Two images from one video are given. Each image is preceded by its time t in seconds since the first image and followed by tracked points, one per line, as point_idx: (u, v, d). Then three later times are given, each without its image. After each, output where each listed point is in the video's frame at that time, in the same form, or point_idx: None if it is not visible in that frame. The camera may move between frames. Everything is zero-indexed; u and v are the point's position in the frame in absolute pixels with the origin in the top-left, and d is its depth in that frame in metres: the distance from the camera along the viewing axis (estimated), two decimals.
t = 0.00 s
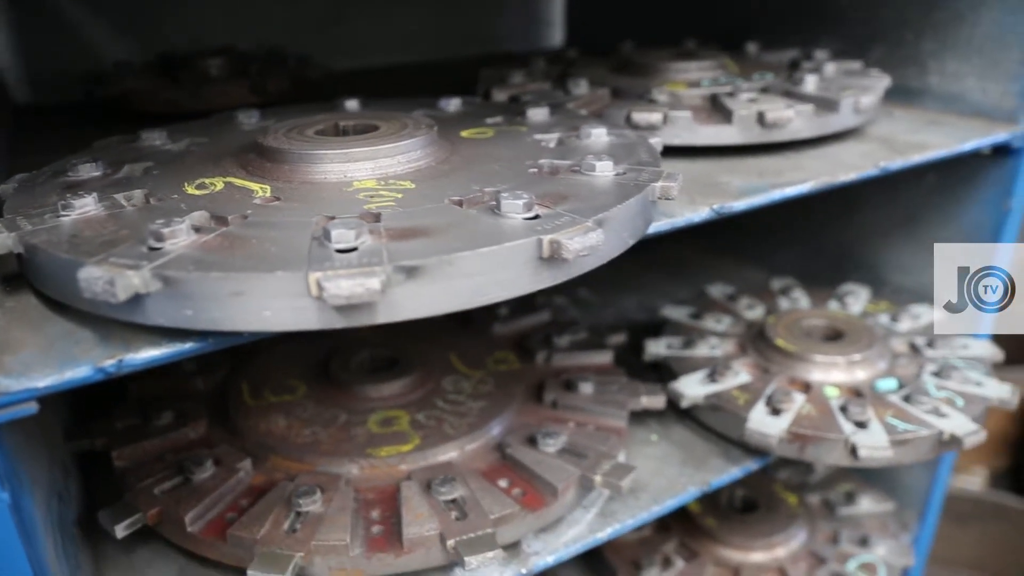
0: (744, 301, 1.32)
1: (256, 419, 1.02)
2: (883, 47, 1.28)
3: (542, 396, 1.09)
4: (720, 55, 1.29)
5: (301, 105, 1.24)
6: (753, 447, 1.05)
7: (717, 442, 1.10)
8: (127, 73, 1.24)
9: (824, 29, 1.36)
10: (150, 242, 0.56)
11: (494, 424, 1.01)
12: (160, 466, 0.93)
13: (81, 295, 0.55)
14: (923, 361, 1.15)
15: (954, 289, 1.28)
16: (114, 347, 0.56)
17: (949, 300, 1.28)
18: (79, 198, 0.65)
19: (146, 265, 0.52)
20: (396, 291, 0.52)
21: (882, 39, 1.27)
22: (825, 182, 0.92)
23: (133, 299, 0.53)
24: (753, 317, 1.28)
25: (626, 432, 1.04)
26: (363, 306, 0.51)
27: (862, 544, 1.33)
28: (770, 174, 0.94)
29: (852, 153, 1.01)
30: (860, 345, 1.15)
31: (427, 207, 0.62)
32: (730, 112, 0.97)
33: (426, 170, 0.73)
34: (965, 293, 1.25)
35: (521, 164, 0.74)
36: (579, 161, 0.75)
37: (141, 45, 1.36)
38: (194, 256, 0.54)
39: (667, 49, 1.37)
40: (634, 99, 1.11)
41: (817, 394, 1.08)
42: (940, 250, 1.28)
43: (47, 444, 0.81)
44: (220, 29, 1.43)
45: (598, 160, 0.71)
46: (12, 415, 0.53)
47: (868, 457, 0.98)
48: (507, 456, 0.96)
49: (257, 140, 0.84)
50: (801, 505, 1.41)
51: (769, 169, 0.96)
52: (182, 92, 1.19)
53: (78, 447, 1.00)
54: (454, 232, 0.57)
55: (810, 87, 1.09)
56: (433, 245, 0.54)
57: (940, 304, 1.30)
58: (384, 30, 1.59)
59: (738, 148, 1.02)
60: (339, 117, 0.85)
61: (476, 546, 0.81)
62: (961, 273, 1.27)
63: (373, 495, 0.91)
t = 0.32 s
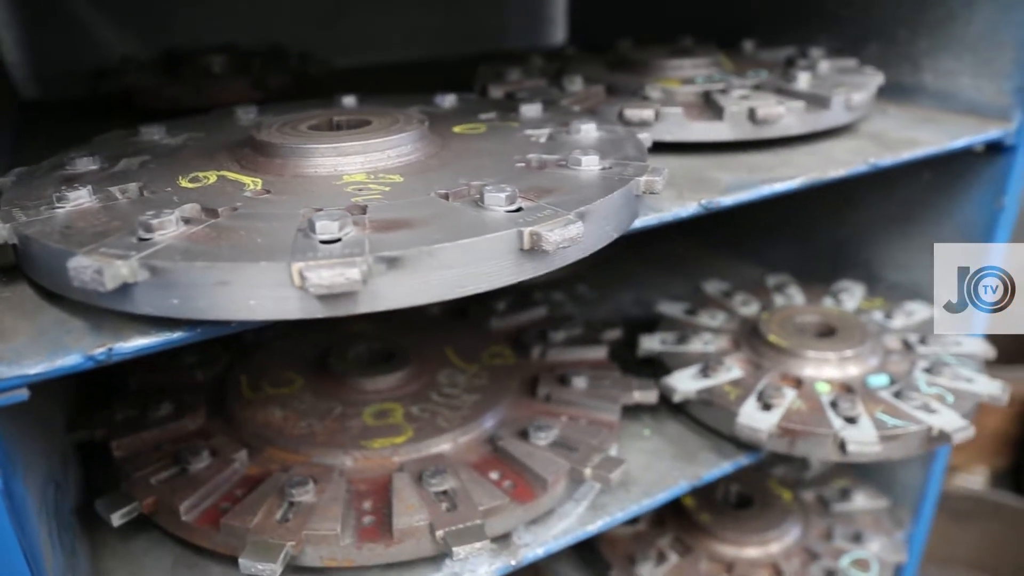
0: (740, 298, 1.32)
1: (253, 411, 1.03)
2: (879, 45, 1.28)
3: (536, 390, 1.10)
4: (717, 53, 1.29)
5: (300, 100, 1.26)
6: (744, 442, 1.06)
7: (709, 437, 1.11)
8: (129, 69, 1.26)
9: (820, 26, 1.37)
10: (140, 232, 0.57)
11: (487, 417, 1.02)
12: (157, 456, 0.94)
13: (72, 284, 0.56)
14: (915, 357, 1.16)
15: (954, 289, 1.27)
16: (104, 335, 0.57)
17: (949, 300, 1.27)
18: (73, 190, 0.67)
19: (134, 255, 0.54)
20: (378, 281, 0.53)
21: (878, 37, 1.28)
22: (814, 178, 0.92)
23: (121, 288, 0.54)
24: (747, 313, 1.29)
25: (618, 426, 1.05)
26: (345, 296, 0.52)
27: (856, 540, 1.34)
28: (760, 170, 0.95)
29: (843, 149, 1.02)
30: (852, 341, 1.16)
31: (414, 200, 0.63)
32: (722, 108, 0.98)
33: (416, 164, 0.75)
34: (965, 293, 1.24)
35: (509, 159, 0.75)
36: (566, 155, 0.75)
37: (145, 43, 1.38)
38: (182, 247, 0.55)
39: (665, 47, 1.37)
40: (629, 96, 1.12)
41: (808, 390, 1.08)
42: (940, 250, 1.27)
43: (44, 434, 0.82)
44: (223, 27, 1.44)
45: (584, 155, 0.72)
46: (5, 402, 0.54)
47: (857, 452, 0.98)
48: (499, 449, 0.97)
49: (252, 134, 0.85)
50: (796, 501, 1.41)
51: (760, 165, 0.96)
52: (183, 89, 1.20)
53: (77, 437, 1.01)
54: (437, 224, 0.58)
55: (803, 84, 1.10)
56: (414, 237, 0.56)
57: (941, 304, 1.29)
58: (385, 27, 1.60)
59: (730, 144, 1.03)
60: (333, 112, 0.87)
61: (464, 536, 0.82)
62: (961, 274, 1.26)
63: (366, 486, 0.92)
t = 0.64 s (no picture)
0: (737, 295, 1.32)
1: (250, 404, 1.04)
2: (878, 43, 1.28)
3: (531, 385, 1.11)
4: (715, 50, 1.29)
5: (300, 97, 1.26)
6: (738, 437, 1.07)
7: (704, 433, 1.11)
8: (133, 65, 1.27)
9: (820, 25, 1.37)
10: (133, 225, 0.58)
11: (482, 411, 1.02)
12: (156, 447, 0.95)
13: (66, 275, 0.57)
14: (909, 355, 1.16)
15: (954, 290, 1.26)
16: (97, 326, 0.58)
17: (949, 300, 1.26)
18: (69, 183, 0.68)
19: (127, 246, 0.55)
20: (364, 274, 0.54)
21: (876, 35, 1.28)
22: (807, 174, 0.93)
23: (113, 279, 0.55)
24: (744, 310, 1.29)
25: (612, 421, 1.06)
26: (333, 288, 0.53)
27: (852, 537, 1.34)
28: (754, 166, 0.95)
29: (837, 147, 1.02)
30: (848, 338, 1.16)
31: (404, 194, 0.64)
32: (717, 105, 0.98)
33: (409, 159, 0.75)
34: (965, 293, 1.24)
35: (502, 154, 0.76)
36: (558, 150, 0.76)
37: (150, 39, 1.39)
38: (174, 239, 0.56)
39: (665, 44, 1.38)
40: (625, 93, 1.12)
41: (802, 386, 1.09)
42: (939, 250, 1.27)
43: (42, 425, 0.84)
44: (226, 24, 1.45)
45: (574, 151, 0.73)
46: None
47: (849, 448, 0.99)
48: (493, 442, 0.98)
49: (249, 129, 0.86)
50: (792, 498, 1.41)
51: (753, 162, 0.97)
52: (184, 84, 1.21)
53: (77, 428, 1.03)
54: (424, 218, 0.59)
55: (799, 82, 1.10)
56: (401, 231, 0.56)
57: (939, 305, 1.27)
58: (387, 25, 1.60)
59: (725, 142, 1.03)
60: (329, 108, 0.87)
61: (456, 529, 0.83)
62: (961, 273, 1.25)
63: (361, 479, 0.93)
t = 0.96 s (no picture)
0: (734, 292, 1.33)
1: (248, 397, 1.05)
2: (877, 42, 1.28)
3: (528, 380, 1.11)
4: (714, 47, 1.30)
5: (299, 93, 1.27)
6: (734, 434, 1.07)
7: (700, 430, 1.12)
8: (134, 60, 1.27)
9: (819, 23, 1.37)
10: (130, 218, 0.59)
11: (479, 405, 1.03)
12: (154, 439, 0.96)
13: (63, 266, 0.58)
14: (906, 353, 1.16)
15: (953, 289, 1.25)
16: (94, 317, 0.59)
17: (949, 300, 1.26)
18: (68, 177, 0.68)
19: (123, 239, 0.55)
20: (357, 267, 0.54)
21: (875, 33, 1.28)
22: (803, 172, 0.93)
23: (110, 271, 0.56)
24: (741, 307, 1.29)
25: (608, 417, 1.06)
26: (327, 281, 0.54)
27: (849, 535, 1.34)
28: (750, 163, 0.95)
29: (834, 145, 1.02)
30: (845, 335, 1.16)
31: (399, 189, 0.65)
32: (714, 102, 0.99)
33: (404, 155, 0.76)
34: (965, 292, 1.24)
35: (497, 150, 0.77)
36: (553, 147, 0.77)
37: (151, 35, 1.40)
38: (170, 232, 0.57)
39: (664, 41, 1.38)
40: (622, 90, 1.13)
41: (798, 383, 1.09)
42: (939, 250, 1.27)
43: (41, 416, 0.84)
44: (227, 20, 1.46)
45: (569, 147, 0.73)
46: None
47: (844, 445, 0.99)
48: (489, 437, 0.98)
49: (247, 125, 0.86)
50: (789, 495, 1.42)
51: (749, 159, 0.97)
52: (184, 80, 1.21)
53: (76, 420, 1.03)
54: (417, 213, 0.59)
55: (796, 80, 1.10)
56: (394, 225, 0.57)
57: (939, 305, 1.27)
58: (387, 22, 1.61)
59: (722, 139, 1.03)
60: (327, 104, 0.88)
61: (451, 521, 0.83)
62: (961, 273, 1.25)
63: (357, 472, 0.93)
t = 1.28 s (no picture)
0: (733, 289, 1.33)
1: (247, 391, 1.05)
2: (876, 40, 1.28)
3: (526, 376, 1.12)
4: (712, 46, 1.30)
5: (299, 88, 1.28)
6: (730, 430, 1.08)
7: (696, 426, 1.12)
8: (135, 56, 1.28)
9: (818, 22, 1.37)
10: (129, 210, 0.59)
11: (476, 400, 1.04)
12: (153, 432, 0.97)
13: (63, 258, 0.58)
14: (904, 351, 1.17)
15: (953, 289, 1.24)
16: (94, 308, 0.60)
17: (949, 300, 1.24)
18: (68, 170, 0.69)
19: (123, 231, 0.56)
20: (353, 260, 0.55)
21: (874, 32, 1.28)
22: (801, 169, 0.93)
23: (109, 263, 0.56)
24: (739, 305, 1.30)
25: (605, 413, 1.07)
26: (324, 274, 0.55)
27: (847, 532, 1.35)
28: (747, 161, 0.96)
29: (832, 143, 1.03)
30: (843, 333, 1.17)
31: (396, 183, 0.65)
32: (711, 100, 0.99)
33: (401, 150, 0.76)
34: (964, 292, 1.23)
35: (494, 146, 0.77)
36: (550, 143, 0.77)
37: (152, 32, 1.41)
38: (169, 224, 0.58)
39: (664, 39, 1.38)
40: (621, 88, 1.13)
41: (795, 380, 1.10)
42: (939, 250, 1.27)
43: (41, 408, 0.85)
44: (227, 18, 1.46)
45: (565, 143, 0.74)
46: None
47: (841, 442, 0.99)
48: (486, 432, 0.99)
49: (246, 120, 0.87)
50: (787, 492, 1.42)
51: (747, 157, 0.97)
52: (184, 75, 1.22)
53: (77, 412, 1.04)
54: (413, 206, 0.60)
55: (794, 78, 1.10)
56: (390, 218, 0.57)
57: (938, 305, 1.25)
58: (388, 19, 1.61)
59: (719, 137, 1.04)
60: (325, 99, 0.89)
61: (448, 514, 0.84)
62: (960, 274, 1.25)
63: (354, 465, 0.94)
